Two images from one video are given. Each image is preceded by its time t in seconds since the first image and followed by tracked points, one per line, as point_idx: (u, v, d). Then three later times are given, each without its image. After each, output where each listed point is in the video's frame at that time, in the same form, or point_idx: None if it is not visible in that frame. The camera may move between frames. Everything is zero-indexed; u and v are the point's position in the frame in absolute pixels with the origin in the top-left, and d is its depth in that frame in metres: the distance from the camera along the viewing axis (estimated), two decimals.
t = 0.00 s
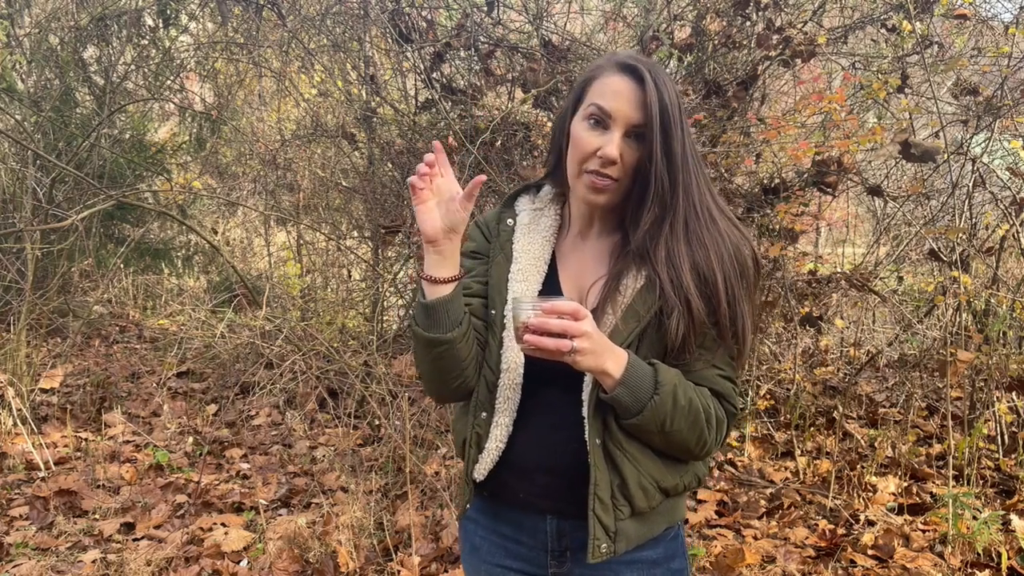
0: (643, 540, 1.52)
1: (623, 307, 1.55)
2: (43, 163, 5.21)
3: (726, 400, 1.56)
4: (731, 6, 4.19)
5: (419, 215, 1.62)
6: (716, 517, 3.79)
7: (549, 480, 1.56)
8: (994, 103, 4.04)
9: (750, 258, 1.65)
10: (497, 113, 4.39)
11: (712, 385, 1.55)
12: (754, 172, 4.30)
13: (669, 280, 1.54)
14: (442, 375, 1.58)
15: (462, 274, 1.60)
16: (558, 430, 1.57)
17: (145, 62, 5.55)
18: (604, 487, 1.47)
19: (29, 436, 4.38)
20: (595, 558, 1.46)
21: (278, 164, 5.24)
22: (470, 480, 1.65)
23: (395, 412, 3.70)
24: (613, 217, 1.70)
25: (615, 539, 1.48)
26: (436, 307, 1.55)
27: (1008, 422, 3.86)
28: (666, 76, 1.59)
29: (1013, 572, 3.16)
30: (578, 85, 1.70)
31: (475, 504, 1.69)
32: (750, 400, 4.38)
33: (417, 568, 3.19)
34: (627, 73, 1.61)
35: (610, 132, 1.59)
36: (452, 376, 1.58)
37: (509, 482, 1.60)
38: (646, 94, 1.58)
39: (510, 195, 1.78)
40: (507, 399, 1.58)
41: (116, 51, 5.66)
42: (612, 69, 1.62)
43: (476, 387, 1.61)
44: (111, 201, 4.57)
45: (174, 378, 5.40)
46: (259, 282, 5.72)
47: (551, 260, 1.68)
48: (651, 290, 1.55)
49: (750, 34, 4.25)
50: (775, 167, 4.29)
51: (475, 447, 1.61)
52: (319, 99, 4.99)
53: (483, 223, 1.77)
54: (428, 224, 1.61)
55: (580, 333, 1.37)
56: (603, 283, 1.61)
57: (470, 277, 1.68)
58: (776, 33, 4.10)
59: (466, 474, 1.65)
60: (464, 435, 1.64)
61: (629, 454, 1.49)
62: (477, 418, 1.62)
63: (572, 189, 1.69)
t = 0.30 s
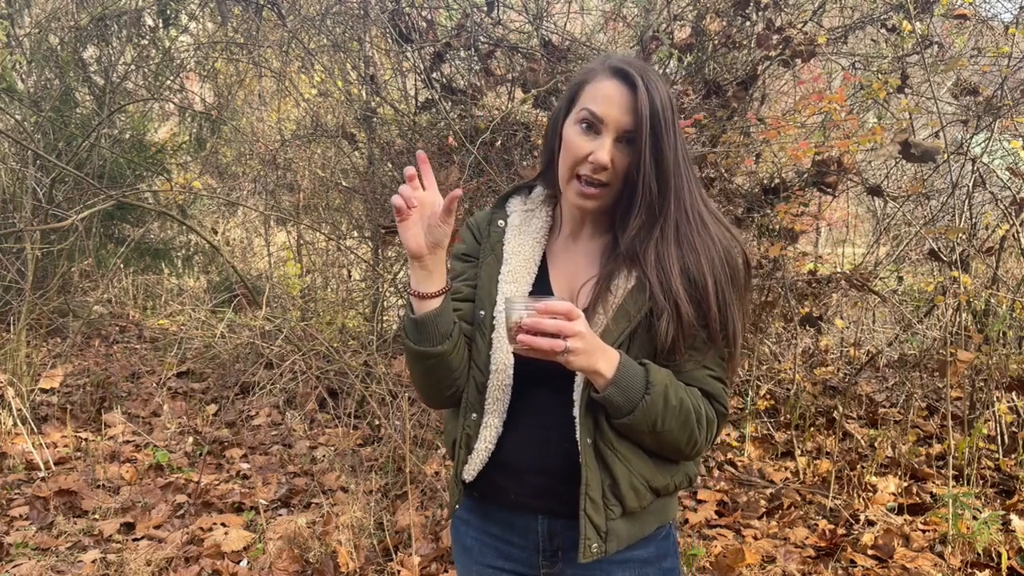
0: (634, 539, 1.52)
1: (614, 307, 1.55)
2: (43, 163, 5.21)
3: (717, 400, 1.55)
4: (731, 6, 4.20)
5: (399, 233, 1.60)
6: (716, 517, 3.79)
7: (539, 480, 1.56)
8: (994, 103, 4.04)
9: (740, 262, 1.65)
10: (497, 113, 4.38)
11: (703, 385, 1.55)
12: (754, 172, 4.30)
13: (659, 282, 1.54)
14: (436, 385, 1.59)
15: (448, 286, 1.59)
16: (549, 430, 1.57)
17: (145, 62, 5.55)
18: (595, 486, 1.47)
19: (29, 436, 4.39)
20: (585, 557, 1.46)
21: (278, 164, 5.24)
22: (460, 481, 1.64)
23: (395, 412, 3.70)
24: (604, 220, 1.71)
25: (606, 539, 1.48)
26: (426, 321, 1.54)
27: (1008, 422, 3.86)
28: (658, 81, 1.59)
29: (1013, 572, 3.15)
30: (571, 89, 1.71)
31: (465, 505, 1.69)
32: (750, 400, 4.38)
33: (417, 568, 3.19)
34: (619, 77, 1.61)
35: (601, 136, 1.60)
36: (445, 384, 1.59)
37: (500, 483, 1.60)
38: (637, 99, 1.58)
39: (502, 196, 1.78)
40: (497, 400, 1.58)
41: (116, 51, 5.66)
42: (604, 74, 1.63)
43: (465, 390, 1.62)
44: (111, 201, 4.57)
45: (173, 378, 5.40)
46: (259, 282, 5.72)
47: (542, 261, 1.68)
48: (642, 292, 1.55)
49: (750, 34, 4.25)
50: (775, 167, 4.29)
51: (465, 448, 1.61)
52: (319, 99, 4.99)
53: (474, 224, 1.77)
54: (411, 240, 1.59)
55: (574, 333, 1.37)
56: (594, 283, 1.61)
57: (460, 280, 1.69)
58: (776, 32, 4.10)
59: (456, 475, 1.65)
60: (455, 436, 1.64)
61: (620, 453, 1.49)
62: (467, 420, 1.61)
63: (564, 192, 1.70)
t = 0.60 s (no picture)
0: (630, 539, 1.53)
1: (609, 307, 1.55)
2: (43, 163, 5.20)
3: (711, 399, 1.56)
4: (731, 6, 4.20)
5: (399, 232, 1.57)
6: (716, 517, 3.79)
7: (534, 480, 1.56)
8: (994, 103, 4.04)
9: (733, 262, 1.66)
10: (497, 113, 4.38)
11: (697, 384, 1.55)
12: (754, 172, 4.30)
13: (654, 283, 1.54)
14: (431, 386, 1.58)
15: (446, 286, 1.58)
16: (544, 431, 1.57)
17: (145, 62, 5.55)
18: (592, 487, 1.47)
19: (29, 436, 4.38)
20: (584, 558, 1.46)
21: (278, 164, 5.24)
22: (454, 483, 1.64)
23: (395, 412, 3.70)
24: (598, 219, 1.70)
25: (604, 539, 1.48)
26: (423, 321, 1.53)
27: (1008, 422, 3.86)
28: (651, 82, 1.59)
29: (1013, 572, 3.15)
30: (564, 87, 1.69)
31: (458, 506, 1.69)
32: (750, 400, 4.38)
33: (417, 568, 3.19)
34: (612, 76, 1.60)
35: (594, 136, 1.58)
36: (441, 386, 1.59)
37: (495, 484, 1.60)
38: (630, 99, 1.57)
39: (494, 196, 1.77)
40: (492, 400, 1.58)
41: (116, 51, 5.66)
42: (597, 73, 1.61)
43: (460, 390, 1.61)
44: (111, 201, 4.57)
45: (174, 378, 5.40)
46: (259, 282, 5.71)
47: (535, 260, 1.68)
48: (636, 293, 1.55)
49: (750, 34, 4.25)
50: (775, 167, 4.29)
51: (460, 449, 1.60)
52: (319, 99, 4.99)
53: (466, 224, 1.76)
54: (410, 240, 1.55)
55: (571, 334, 1.36)
56: (589, 284, 1.61)
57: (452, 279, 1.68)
58: (776, 33, 4.10)
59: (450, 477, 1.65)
60: (448, 437, 1.63)
61: (617, 453, 1.49)
62: (461, 421, 1.61)
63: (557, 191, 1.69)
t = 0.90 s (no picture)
0: (629, 539, 1.53)
1: (609, 307, 1.55)
2: (43, 163, 5.20)
3: (709, 399, 1.56)
4: (731, 6, 4.20)
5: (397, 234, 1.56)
6: (716, 517, 3.79)
7: (532, 481, 1.56)
8: (994, 103, 4.04)
9: (730, 261, 1.66)
10: (497, 113, 4.38)
11: (696, 385, 1.55)
12: (754, 172, 4.30)
13: (654, 283, 1.54)
14: (429, 388, 1.58)
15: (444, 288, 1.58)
16: (542, 430, 1.57)
17: (145, 62, 5.55)
18: (592, 487, 1.47)
19: (29, 436, 4.39)
20: (583, 558, 1.46)
21: (278, 164, 5.24)
22: (450, 483, 1.64)
23: (395, 412, 3.71)
24: (596, 219, 1.70)
25: (603, 539, 1.48)
26: (421, 323, 1.53)
27: (1009, 422, 3.86)
28: (647, 80, 1.59)
29: (1013, 572, 3.15)
30: (561, 88, 1.70)
31: (454, 507, 1.69)
32: (750, 400, 4.38)
33: (417, 568, 3.19)
34: (609, 75, 1.60)
35: (590, 134, 1.59)
36: (439, 388, 1.58)
37: (492, 485, 1.60)
38: (627, 98, 1.57)
39: (492, 196, 1.77)
40: (489, 400, 1.58)
41: (116, 51, 5.66)
42: (594, 72, 1.61)
43: (457, 391, 1.61)
44: (112, 201, 4.57)
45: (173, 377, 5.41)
46: (259, 282, 5.71)
47: (534, 260, 1.68)
48: (637, 292, 1.55)
49: (750, 34, 4.25)
50: (775, 167, 4.29)
51: (456, 450, 1.60)
52: (319, 99, 4.99)
53: (463, 224, 1.76)
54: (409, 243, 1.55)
55: (573, 333, 1.36)
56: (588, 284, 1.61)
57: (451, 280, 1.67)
58: (776, 32, 4.10)
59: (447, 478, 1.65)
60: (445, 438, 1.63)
61: (616, 453, 1.49)
62: (458, 422, 1.61)
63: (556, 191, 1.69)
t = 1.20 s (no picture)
0: (626, 540, 1.54)
1: (611, 309, 1.55)
2: (43, 163, 5.20)
3: (710, 403, 1.56)
4: (731, 6, 4.20)
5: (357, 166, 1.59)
6: (716, 517, 3.79)
7: (531, 481, 1.56)
8: (994, 103, 4.04)
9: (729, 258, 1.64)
10: (497, 113, 4.39)
11: (697, 388, 1.55)
12: (754, 172, 4.30)
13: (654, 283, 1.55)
14: (387, 333, 1.49)
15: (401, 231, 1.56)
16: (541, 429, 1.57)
17: (145, 62, 5.55)
18: (590, 487, 1.47)
19: (29, 436, 4.39)
20: (579, 558, 1.47)
21: (278, 164, 5.23)
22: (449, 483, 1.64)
23: (395, 412, 3.71)
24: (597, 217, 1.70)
25: (600, 539, 1.49)
26: (375, 263, 1.49)
27: (1009, 422, 3.86)
28: (635, 71, 1.56)
29: (1013, 572, 3.15)
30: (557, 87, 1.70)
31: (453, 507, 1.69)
32: (750, 400, 4.39)
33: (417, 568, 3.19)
34: (597, 69, 1.59)
35: (578, 130, 1.59)
36: (395, 330, 1.49)
37: (490, 484, 1.60)
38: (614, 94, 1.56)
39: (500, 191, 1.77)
40: (488, 393, 1.58)
41: (116, 51, 5.66)
42: (584, 69, 1.61)
43: (456, 381, 1.60)
44: (111, 201, 4.56)
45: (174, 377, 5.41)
46: (259, 282, 5.70)
47: (538, 258, 1.68)
48: (639, 294, 1.55)
49: (750, 34, 4.25)
50: (775, 167, 4.28)
51: (454, 444, 1.60)
52: (319, 99, 4.99)
53: (472, 215, 1.76)
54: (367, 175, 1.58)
55: (573, 331, 1.35)
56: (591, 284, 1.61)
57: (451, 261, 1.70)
58: (776, 32, 4.10)
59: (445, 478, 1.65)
60: (442, 432, 1.62)
61: (615, 454, 1.49)
62: (456, 413, 1.61)
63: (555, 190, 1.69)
